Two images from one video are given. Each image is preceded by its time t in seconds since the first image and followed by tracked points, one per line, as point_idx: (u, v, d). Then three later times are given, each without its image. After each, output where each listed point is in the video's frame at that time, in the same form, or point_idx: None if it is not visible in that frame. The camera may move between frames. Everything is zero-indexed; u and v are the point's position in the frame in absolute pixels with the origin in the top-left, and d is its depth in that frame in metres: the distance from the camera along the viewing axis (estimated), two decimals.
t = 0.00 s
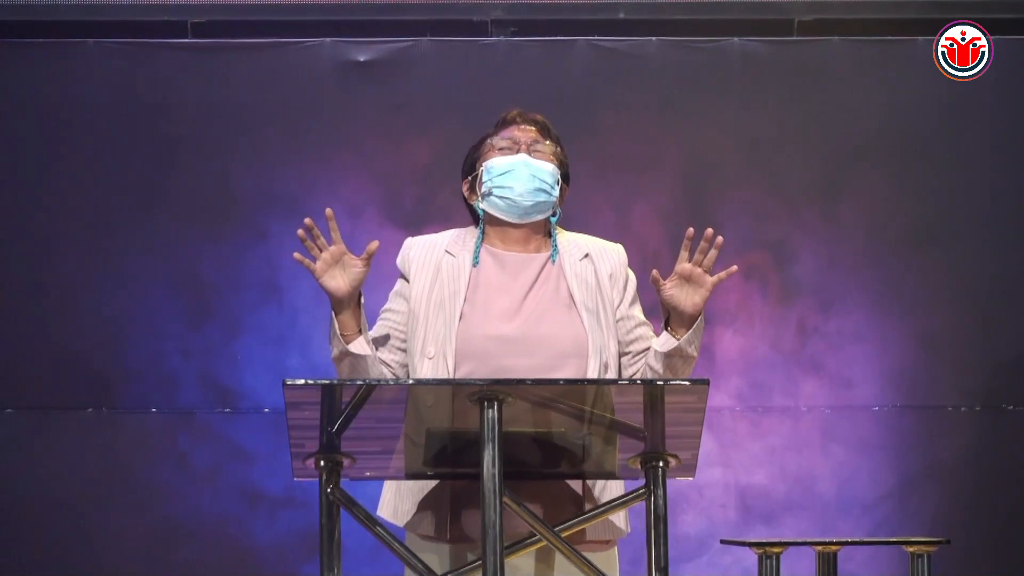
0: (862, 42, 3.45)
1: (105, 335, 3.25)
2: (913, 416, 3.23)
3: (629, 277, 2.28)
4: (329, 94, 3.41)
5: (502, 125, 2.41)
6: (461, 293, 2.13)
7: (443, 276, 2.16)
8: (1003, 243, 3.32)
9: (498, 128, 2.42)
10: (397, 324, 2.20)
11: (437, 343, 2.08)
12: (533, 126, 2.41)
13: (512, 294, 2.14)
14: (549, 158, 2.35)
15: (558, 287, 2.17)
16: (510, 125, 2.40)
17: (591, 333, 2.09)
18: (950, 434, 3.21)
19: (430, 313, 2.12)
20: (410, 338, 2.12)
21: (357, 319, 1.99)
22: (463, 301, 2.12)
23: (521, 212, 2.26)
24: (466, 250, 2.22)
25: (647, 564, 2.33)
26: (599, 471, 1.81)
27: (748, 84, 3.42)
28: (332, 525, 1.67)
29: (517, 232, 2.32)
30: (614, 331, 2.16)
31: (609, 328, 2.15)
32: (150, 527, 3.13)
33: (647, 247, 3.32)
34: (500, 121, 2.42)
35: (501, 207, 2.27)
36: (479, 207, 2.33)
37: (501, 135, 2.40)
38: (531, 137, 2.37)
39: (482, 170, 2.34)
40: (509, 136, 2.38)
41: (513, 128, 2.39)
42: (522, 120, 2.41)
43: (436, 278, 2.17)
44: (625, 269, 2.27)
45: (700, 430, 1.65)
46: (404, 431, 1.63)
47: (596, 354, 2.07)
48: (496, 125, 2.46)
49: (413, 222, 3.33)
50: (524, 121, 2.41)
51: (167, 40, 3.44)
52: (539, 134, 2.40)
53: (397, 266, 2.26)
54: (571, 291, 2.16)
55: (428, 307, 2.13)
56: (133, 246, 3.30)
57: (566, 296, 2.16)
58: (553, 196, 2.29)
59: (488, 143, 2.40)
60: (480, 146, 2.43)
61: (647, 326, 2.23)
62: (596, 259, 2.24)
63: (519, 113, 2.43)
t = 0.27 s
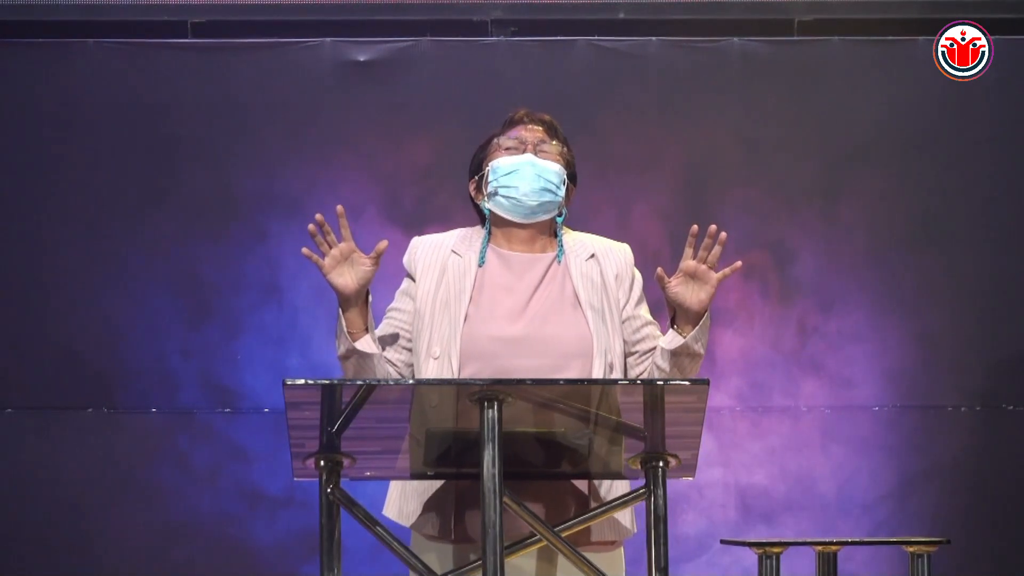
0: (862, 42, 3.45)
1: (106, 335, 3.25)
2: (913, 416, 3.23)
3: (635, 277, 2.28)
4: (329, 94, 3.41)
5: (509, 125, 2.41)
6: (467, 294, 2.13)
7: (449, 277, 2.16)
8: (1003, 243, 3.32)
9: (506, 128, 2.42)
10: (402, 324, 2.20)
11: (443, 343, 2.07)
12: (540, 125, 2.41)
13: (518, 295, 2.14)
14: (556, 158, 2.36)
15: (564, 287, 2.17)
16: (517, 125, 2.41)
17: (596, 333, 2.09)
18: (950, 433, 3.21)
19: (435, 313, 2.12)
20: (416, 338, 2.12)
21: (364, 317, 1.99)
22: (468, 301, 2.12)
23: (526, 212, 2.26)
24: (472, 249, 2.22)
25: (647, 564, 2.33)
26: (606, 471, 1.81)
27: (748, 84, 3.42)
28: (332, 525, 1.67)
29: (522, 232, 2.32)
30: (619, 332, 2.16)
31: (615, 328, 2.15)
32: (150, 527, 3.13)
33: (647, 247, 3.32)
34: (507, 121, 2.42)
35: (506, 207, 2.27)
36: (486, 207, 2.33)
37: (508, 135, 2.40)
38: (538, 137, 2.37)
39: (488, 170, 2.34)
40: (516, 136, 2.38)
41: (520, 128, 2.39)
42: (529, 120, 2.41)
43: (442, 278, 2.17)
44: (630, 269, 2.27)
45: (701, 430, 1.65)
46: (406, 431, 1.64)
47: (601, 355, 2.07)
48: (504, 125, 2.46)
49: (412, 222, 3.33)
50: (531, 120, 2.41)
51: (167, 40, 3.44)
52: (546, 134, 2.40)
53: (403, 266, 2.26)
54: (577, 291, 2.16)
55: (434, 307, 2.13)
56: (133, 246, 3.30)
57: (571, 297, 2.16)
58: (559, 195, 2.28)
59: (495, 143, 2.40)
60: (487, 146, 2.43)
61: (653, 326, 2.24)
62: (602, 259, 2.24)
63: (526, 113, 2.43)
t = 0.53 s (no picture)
0: (863, 42, 3.45)
1: (105, 335, 3.25)
2: (913, 416, 3.23)
3: (638, 275, 2.27)
4: (329, 94, 3.41)
5: (510, 125, 2.41)
6: (469, 294, 2.12)
7: (451, 278, 2.16)
8: (1003, 243, 3.32)
9: (507, 127, 2.41)
10: (405, 325, 2.20)
11: (444, 344, 2.07)
12: (541, 125, 2.41)
13: (519, 295, 2.14)
14: (556, 158, 2.36)
15: (565, 287, 2.17)
16: (518, 125, 2.40)
17: (597, 333, 2.09)
18: (950, 433, 3.21)
19: (438, 315, 2.12)
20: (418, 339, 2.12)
21: (365, 319, 1.99)
22: (470, 301, 2.12)
23: (526, 212, 2.25)
24: (474, 250, 2.22)
25: (647, 565, 2.32)
26: (607, 471, 1.82)
27: (748, 84, 3.42)
28: (332, 525, 1.67)
29: (523, 233, 2.32)
30: (622, 330, 2.16)
31: (616, 327, 2.15)
32: (150, 527, 3.13)
33: (647, 247, 3.32)
34: (508, 121, 2.42)
35: (507, 208, 2.27)
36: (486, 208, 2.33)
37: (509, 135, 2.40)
38: (538, 137, 2.37)
39: (489, 170, 2.34)
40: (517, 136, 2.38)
41: (521, 128, 2.39)
42: (530, 119, 2.41)
43: (444, 279, 2.17)
44: (633, 267, 2.27)
45: (701, 430, 1.65)
46: (407, 431, 1.64)
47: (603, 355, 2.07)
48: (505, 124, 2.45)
49: (412, 222, 3.33)
50: (532, 120, 2.41)
51: (167, 40, 3.44)
52: (547, 133, 2.40)
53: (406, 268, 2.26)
54: (579, 290, 2.16)
55: (436, 309, 2.13)
56: (133, 246, 3.30)
57: (573, 296, 2.16)
58: (560, 195, 2.28)
59: (496, 143, 2.40)
60: (488, 147, 2.43)
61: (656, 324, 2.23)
62: (604, 258, 2.24)
63: (527, 113, 2.42)
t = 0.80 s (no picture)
0: (863, 42, 3.45)
1: (105, 335, 3.25)
2: (913, 416, 3.23)
3: (636, 272, 2.27)
4: (329, 94, 3.41)
5: (506, 125, 2.41)
6: (465, 295, 2.13)
7: (449, 278, 2.16)
8: (1002, 243, 3.32)
9: (502, 129, 2.42)
10: (404, 327, 2.21)
11: (442, 344, 2.08)
12: (537, 125, 2.41)
13: (517, 295, 2.14)
14: (551, 157, 2.36)
15: (563, 286, 2.17)
16: (513, 126, 2.41)
17: (595, 332, 2.09)
18: (950, 433, 3.21)
19: (435, 315, 2.13)
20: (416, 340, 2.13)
21: (361, 323, 2.00)
22: (468, 301, 2.12)
23: (522, 213, 2.25)
24: (472, 250, 2.23)
25: (647, 565, 2.32)
26: (606, 471, 1.81)
27: (748, 84, 3.42)
28: (332, 525, 1.67)
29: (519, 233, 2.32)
30: (620, 329, 2.15)
31: (615, 325, 2.14)
32: (150, 527, 3.13)
33: (647, 247, 3.32)
34: (503, 122, 2.42)
35: (503, 209, 2.27)
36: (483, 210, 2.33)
37: (505, 136, 2.40)
38: (534, 137, 2.37)
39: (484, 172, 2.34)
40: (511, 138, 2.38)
41: (517, 129, 2.39)
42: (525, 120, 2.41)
43: (442, 280, 2.17)
44: (631, 264, 2.26)
45: (700, 429, 1.65)
46: (406, 431, 1.64)
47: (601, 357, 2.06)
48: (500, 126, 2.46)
49: (412, 222, 3.33)
50: (528, 120, 2.41)
51: (167, 40, 3.44)
52: (542, 134, 2.40)
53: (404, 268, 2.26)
54: (576, 289, 2.16)
55: (433, 309, 2.14)
56: (133, 246, 3.30)
57: (571, 295, 2.16)
58: (556, 196, 2.28)
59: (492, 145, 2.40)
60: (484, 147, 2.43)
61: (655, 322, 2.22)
62: (602, 256, 2.24)
63: (524, 113, 2.43)
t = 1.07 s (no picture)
0: (863, 42, 3.45)
1: (106, 335, 3.25)
2: (913, 416, 3.23)
3: (631, 269, 2.27)
4: (330, 94, 3.41)
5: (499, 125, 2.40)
6: (459, 294, 2.13)
7: (443, 277, 2.16)
8: (1002, 243, 3.32)
9: (495, 129, 2.41)
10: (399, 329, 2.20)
11: (436, 343, 2.09)
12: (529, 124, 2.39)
13: (512, 294, 2.14)
14: (545, 158, 2.35)
15: (558, 285, 2.17)
16: (506, 125, 2.40)
17: (591, 331, 2.08)
18: (950, 433, 3.21)
19: (429, 314, 2.13)
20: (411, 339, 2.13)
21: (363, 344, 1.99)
22: (462, 300, 2.12)
23: (516, 217, 2.26)
24: (466, 249, 2.23)
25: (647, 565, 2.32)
26: (604, 471, 1.81)
27: (748, 84, 3.42)
28: (332, 525, 1.67)
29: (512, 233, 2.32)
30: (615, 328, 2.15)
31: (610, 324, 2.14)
32: (151, 527, 3.13)
33: (647, 247, 3.32)
34: (496, 121, 2.42)
35: (497, 212, 2.27)
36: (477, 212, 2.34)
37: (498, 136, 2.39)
38: (527, 138, 2.37)
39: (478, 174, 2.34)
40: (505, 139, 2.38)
41: (509, 129, 2.39)
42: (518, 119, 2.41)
43: (436, 279, 2.17)
44: (626, 261, 2.26)
45: (700, 429, 1.65)
46: (404, 431, 1.64)
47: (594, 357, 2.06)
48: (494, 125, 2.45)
49: (412, 222, 3.33)
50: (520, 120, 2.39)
51: (167, 40, 3.44)
52: (535, 133, 2.39)
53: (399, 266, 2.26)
54: (571, 287, 2.16)
55: (427, 308, 2.14)
56: (133, 246, 3.30)
57: (566, 294, 2.16)
58: (550, 197, 2.29)
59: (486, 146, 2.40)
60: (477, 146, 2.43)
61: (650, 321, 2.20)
62: (596, 254, 2.23)
63: (516, 112, 2.42)
